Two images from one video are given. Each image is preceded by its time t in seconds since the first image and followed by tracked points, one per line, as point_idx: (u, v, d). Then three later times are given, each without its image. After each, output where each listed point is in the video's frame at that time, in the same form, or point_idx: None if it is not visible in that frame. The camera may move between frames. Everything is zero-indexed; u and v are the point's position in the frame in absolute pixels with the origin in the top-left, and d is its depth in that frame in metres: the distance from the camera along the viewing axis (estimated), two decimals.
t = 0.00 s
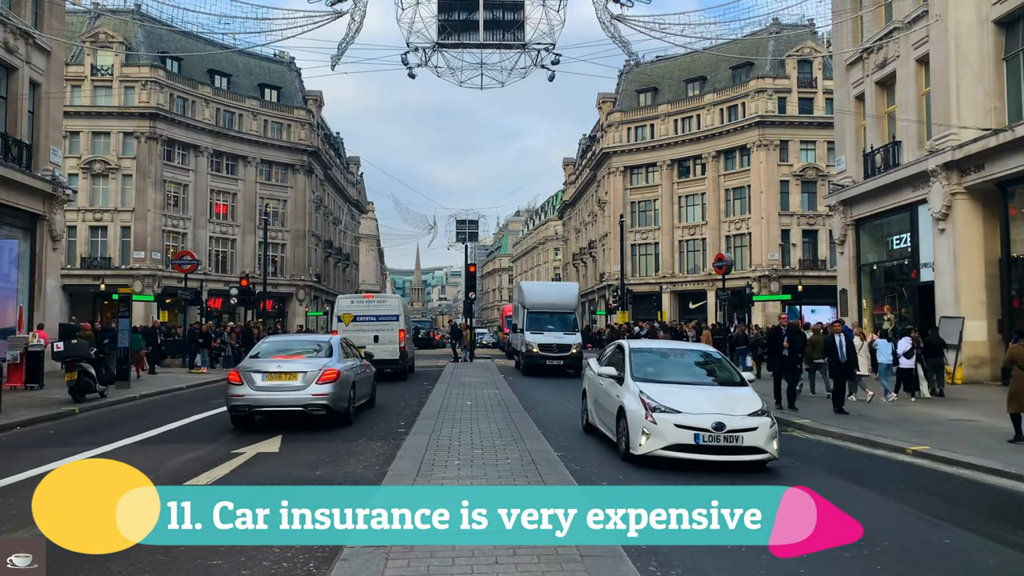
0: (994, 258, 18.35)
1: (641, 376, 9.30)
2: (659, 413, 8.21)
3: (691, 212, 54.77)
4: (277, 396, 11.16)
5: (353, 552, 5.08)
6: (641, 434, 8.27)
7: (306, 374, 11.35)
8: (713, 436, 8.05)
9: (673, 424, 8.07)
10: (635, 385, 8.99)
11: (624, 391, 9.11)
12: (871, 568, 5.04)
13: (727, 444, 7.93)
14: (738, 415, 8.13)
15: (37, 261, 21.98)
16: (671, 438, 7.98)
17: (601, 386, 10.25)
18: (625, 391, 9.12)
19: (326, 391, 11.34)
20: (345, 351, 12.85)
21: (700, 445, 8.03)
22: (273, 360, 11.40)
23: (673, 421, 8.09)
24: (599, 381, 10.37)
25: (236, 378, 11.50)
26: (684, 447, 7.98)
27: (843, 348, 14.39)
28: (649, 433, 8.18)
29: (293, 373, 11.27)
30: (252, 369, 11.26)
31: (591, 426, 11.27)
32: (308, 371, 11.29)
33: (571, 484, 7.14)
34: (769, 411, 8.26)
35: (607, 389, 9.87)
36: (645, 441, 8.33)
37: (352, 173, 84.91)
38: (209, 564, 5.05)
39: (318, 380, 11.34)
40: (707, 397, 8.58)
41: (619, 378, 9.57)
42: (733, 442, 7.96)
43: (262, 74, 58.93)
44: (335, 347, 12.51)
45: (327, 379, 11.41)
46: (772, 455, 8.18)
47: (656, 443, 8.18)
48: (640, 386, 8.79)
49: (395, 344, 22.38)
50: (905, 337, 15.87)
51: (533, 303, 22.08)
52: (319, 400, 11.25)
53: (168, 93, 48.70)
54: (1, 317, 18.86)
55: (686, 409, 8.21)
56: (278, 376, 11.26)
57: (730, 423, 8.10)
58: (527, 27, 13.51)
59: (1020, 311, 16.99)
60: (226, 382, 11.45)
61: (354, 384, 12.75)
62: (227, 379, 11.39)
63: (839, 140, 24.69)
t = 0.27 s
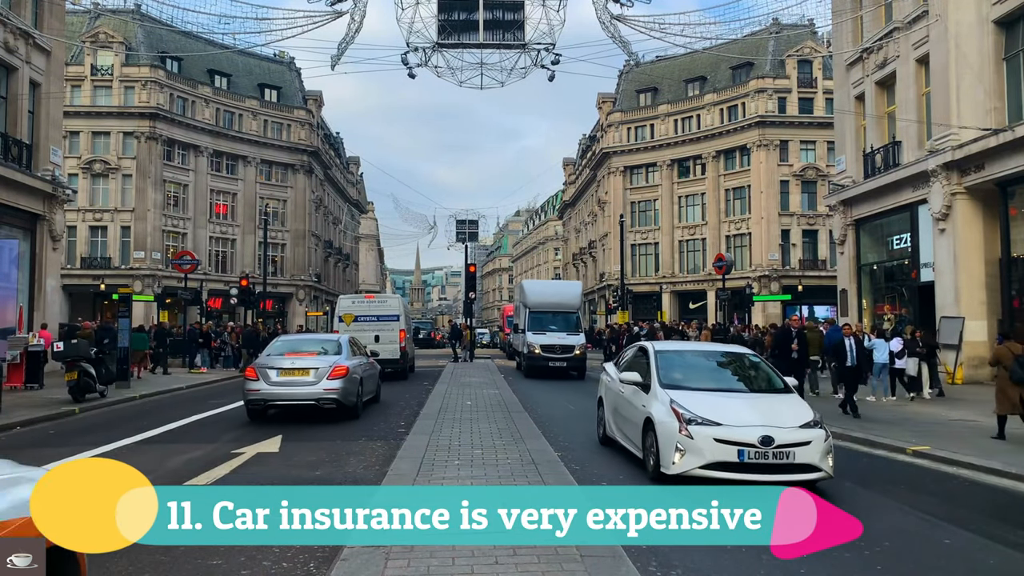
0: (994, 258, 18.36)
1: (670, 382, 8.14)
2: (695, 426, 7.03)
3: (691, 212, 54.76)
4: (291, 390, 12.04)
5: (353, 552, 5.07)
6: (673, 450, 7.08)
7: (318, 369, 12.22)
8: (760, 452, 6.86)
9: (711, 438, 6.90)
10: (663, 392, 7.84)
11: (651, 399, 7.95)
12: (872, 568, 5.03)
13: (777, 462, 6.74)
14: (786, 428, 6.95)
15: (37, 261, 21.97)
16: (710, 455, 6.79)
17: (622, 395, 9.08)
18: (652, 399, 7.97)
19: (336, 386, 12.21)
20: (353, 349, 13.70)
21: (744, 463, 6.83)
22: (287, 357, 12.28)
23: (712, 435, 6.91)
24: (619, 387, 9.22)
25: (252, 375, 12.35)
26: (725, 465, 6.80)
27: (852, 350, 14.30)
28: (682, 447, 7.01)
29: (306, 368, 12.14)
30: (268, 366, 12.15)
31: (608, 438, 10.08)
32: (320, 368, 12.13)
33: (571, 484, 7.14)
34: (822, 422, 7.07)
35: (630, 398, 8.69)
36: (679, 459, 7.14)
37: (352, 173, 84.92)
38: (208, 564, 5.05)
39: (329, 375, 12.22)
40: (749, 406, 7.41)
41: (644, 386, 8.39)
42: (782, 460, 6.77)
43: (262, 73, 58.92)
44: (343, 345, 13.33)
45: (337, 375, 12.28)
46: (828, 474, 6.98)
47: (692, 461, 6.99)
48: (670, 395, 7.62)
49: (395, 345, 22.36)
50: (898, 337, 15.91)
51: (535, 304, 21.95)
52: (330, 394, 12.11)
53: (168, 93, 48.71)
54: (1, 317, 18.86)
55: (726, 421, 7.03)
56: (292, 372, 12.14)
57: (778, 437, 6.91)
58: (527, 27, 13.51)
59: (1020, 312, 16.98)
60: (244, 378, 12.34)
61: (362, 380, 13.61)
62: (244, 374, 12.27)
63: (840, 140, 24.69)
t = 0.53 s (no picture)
0: (995, 257, 18.35)
1: (705, 390, 7.09)
2: (738, 441, 6.03)
3: (691, 212, 54.77)
4: (301, 386, 12.83)
5: (353, 552, 5.07)
6: (713, 469, 6.07)
7: (325, 368, 12.97)
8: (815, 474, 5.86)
9: (759, 457, 5.89)
10: (699, 402, 6.80)
11: (683, 410, 6.92)
12: (872, 569, 5.03)
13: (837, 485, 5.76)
14: (846, 446, 5.94)
15: (37, 261, 21.97)
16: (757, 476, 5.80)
17: (646, 402, 8.03)
18: (685, 410, 6.92)
19: (342, 383, 12.94)
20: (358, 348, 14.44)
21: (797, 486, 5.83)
22: (296, 355, 13.01)
23: (760, 453, 5.91)
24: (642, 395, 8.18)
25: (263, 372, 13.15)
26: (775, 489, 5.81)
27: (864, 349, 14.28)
28: (724, 468, 5.98)
29: (314, 366, 12.88)
30: (277, 364, 12.89)
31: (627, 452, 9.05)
32: (327, 365, 12.94)
33: (571, 484, 7.14)
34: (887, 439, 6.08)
35: (656, 406, 7.65)
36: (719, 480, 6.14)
37: (352, 173, 84.97)
38: (208, 565, 5.05)
39: (335, 373, 12.95)
40: (797, 418, 6.41)
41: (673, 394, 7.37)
42: (843, 483, 5.79)
43: (262, 73, 58.93)
44: (348, 345, 14.07)
45: (343, 373, 13.01)
46: (893, 500, 5.99)
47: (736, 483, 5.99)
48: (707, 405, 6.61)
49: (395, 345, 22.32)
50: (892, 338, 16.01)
51: (536, 304, 21.84)
52: (337, 391, 12.86)
53: (168, 93, 48.73)
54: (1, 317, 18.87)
55: (775, 436, 6.04)
56: (301, 369, 12.88)
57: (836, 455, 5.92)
58: (527, 27, 13.50)
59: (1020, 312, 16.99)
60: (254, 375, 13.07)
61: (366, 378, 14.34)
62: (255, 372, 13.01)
63: (840, 140, 24.69)
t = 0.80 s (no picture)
0: (995, 257, 18.33)
1: (760, 405, 5.91)
2: (815, 474, 4.91)
3: (691, 212, 54.77)
4: (309, 384, 13.51)
5: (353, 552, 5.07)
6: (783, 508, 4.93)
7: (332, 366, 13.64)
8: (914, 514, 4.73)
9: (842, 493, 4.78)
10: (756, 420, 5.63)
11: (735, 430, 5.73)
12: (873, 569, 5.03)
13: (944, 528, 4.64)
14: (950, 479, 4.82)
15: (37, 260, 21.98)
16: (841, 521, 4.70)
17: (681, 415, 6.85)
18: (737, 429, 5.73)
19: (348, 380, 13.62)
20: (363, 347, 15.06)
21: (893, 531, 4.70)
22: (304, 354, 13.69)
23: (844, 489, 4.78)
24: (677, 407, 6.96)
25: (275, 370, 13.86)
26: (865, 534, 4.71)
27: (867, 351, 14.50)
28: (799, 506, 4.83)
29: (322, 365, 13.56)
30: (287, 362, 13.59)
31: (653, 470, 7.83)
32: (334, 364, 13.59)
33: (571, 484, 7.15)
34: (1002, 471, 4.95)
35: (697, 421, 6.46)
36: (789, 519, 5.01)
37: (352, 174, 85.02)
38: (210, 565, 5.06)
39: (342, 371, 13.63)
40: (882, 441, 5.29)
41: (721, 409, 6.14)
42: (952, 527, 4.68)
43: (262, 73, 58.94)
44: (354, 344, 14.69)
45: (349, 370, 13.68)
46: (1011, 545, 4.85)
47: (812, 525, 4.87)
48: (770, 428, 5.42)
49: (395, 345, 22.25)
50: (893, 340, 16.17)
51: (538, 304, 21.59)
52: (343, 387, 13.54)
53: (168, 93, 48.75)
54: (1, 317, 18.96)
55: (860, 466, 4.92)
56: (310, 368, 13.57)
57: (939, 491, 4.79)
58: (527, 27, 13.50)
59: (1020, 312, 16.96)
60: (265, 373, 13.78)
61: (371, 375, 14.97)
62: (266, 370, 13.72)
63: (840, 139, 24.69)
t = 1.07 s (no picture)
0: (995, 257, 18.32)
1: (838, 425, 4.73)
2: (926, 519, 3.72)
3: (691, 212, 54.78)
4: (314, 382, 13.87)
5: (353, 552, 5.07)
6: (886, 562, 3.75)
7: (337, 364, 13.98)
8: None
9: (968, 547, 3.56)
10: (836, 444, 4.46)
11: (809, 456, 4.57)
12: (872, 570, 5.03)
13: None
14: None
15: (38, 261, 21.98)
16: None
17: (732, 434, 5.68)
18: (813, 456, 4.56)
19: (353, 379, 13.96)
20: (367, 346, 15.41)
21: None
22: (310, 353, 14.06)
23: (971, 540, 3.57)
24: (727, 425, 5.80)
25: (281, 369, 14.26)
26: None
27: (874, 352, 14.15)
28: (907, 561, 3.67)
29: (327, 363, 13.92)
30: (293, 361, 13.97)
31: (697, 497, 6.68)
32: (339, 363, 13.95)
33: (571, 484, 7.14)
34: None
35: (754, 444, 5.28)
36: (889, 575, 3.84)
37: (352, 174, 85.09)
38: (210, 565, 5.06)
39: (346, 369, 13.97)
40: (1012, 472, 4.05)
41: (786, 430, 4.97)
42: None
43: (262, 73, 58.94)
44: (358, 343, 15.01)
45: (354, 369, 14.02)
46: None
47: None
48: (859, 457, 4.25)
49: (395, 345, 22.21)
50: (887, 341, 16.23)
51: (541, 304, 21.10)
52: (348, 385, 13.89)
53: (168, 94, 48.77)
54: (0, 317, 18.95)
55: (990, 508, 3.70)
56: (315, 366, 13.93)
57: None
58: (527, 27, 13.50)
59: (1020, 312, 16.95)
60: (272, 371, 14.14)
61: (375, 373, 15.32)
62: (272, 369, 14.08)
63: (839, 139, 24.71)
